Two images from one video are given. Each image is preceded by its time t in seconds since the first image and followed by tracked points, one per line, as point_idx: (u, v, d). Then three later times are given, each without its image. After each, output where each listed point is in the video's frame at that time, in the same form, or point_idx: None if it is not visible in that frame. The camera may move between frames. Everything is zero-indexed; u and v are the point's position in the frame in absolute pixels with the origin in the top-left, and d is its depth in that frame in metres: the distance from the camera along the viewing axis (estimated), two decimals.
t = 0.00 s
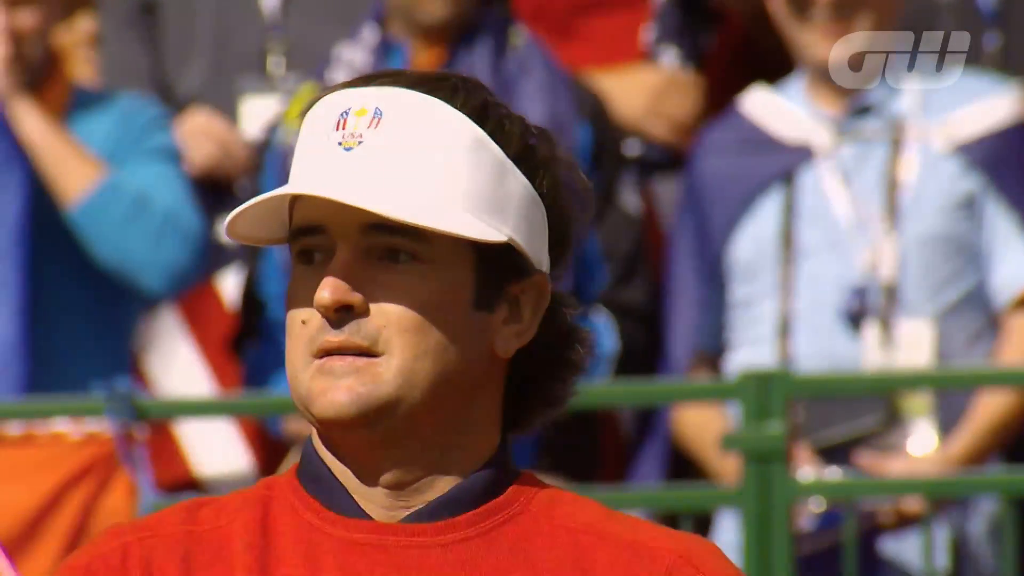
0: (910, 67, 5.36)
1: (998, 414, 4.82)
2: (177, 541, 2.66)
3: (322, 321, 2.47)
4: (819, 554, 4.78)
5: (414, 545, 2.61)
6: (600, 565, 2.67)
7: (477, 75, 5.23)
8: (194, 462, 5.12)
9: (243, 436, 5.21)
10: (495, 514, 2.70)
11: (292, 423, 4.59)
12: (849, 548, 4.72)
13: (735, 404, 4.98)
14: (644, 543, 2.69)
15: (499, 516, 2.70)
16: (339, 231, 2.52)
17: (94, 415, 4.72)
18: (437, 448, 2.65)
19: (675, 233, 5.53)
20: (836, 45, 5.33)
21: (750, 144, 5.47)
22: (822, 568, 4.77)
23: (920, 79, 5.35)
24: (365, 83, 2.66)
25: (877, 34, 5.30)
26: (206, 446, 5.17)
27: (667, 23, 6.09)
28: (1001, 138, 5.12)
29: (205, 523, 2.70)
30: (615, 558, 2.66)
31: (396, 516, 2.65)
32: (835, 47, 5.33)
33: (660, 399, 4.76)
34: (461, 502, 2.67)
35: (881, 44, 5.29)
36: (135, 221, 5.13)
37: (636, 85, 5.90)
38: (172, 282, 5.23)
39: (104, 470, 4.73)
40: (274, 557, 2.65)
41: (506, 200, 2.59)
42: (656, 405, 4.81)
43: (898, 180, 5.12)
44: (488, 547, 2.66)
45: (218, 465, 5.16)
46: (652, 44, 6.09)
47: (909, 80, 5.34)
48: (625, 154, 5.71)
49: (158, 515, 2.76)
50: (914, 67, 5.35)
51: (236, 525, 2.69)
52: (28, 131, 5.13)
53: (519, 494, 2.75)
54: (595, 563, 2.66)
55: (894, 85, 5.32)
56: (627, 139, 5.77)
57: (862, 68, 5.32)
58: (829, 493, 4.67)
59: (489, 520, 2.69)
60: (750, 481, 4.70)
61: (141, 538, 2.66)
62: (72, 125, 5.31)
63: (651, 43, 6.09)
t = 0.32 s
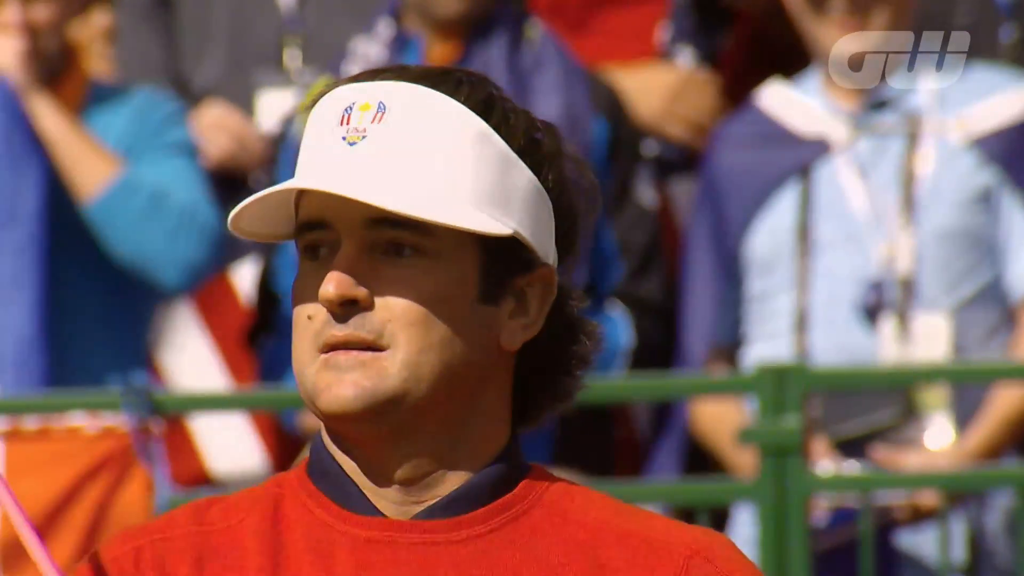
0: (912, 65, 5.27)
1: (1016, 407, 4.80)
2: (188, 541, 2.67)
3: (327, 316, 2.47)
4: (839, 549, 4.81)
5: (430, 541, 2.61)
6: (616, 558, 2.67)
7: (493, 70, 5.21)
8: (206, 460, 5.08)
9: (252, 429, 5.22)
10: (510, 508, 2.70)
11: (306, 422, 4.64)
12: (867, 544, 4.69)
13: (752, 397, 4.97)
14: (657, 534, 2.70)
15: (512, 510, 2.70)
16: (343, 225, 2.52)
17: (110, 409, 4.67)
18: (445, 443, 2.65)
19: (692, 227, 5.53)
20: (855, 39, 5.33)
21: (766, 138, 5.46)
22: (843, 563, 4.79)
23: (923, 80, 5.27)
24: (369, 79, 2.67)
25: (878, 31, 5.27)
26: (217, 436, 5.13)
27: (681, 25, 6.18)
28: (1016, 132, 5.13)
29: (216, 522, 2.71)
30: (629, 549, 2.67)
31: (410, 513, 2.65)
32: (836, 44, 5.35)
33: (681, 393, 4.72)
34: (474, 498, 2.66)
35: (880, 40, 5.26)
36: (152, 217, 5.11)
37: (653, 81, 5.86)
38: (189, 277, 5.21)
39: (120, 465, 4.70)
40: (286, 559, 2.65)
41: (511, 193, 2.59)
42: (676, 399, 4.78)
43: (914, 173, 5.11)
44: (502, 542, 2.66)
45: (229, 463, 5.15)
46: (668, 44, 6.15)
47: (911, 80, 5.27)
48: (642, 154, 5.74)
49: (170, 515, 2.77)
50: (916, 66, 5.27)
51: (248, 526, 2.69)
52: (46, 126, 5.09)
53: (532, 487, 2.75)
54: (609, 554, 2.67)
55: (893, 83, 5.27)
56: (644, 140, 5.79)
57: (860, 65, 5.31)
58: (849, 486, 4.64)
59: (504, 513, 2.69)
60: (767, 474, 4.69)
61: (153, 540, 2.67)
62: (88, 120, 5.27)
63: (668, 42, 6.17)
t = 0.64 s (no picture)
0: (914, 64, 5.25)
1: None
2: (202, 539, 2.66)
3: (337, 307, 2.48)
4: (856, 543, 4.78)
5: (447, 534, 2.61)
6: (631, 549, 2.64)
7: (510, 61, 5.19)
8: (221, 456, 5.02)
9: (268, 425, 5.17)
10: (525, 500, 2.69)
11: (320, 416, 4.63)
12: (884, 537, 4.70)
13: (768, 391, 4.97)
14: (676, 525, 2.67)
15: (525, 500, 2.69)
16: (352, 217, 2.53)
17: (126, 402, 4.71)
18: (458, 435, 2.65)
19: (710, 220, 5.51)
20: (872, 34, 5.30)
21: (783, 132, 5.46)
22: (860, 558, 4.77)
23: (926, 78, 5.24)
24: (377, 70, 2.68)
25: (878, 32, 5.28)
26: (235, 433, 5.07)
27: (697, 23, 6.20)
28: None
29: (230, 518, 2.69)
30: (648, 539, 2.65)
31: (424, 506, 2.65)
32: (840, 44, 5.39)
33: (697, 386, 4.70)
34: (487, 490, 2.65)
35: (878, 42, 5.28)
36: (169, 212, 5.03)
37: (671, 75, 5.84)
38: (207, 273, 5.13)
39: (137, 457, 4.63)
40: (303, 553, 2.63)
41: (520, 183, 2.59)
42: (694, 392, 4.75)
43: (932, 166, 5.12)
44: (516, 533, 2.64)
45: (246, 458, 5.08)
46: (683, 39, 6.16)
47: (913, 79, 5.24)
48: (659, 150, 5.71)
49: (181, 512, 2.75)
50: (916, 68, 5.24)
51: (261, 518, 2.68)
52: (62, 118, 5.04)
53: (546, 479, 2.74)
54: (627, 543, 2.64)
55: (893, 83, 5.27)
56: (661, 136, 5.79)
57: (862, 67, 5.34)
58: (866, 479, 4.66)
59: (520, 505, 2.68)
60: (785, 470, 4.67)
61: (168, 538, 2.66)
62: (106, 113, 5.19)
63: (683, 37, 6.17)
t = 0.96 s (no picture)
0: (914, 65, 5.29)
1: None
2: (219, 536, 2.64)
3: (351, 300, 2.48)
4: (878, 539, 4.78)
5: (466, 526, 2.60)
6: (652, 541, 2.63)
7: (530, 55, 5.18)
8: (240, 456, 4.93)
9: (286, 423, 5.05)
10: (542, 492, 2.68)
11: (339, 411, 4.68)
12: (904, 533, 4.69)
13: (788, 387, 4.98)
14: (695, 516, 2.66)
15: (543, 492, 2.68)
16: (366, 210, 2.54)
17: (147, 400, 4.67)
18: (477, 427, 2.65)
19: (730, 215, 5.50)
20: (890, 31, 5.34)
21: (804, 128, 5.46)
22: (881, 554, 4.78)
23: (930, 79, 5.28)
24: (390, 63, 2.69)
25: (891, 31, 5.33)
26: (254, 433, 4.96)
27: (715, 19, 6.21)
28: None
29: (246, 513, 2.68)
30: (668, 530, 2.64)
31: (444, 499, 2.64)
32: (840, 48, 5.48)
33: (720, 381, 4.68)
34: (506, 482, 2.65)
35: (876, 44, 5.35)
36: (189, 206, 5.02)
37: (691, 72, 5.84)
38: (229, 268, 5.09)
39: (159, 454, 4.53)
40: (323, 543, 2.63)
41: (534, 174, 2.60)
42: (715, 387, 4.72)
43: (952, 163, 5.13)
44: (537, 526, 2.64)
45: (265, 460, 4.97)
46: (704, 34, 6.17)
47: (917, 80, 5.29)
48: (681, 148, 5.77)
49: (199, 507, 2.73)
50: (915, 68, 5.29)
51: (279, 510, 2.67)
52: (83, 115, 5.04)
53: (562, 471, 2.73)
54: (647, 535, 2.64)
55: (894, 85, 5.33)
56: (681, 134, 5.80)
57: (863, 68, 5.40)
58: (887, 476, 4.62)
59: (537, 497, 2.67)
60: (805, 463, 4.66)
61: (185, 535, 2.64)
62: (126, 111, 5.20)
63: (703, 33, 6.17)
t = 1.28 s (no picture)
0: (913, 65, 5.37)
1: None
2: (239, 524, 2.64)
3: (370, 293, 2.49)
4: (900, 536, 4.74)
5: (490, 518, 2.59)
6: (675, 532, 2.62)
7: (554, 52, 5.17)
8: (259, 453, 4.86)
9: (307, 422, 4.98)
10: (565, 483, 2.67)
11: (360, 404, 4.61)
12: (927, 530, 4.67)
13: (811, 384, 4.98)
14: (718, 505, 2.66)
15: (566, 485, 2.67)
16: (385, 202, 2.54)
17: (171, 397, 4.61)
18: (497, 419, 2.65)
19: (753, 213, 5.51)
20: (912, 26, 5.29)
21: (828, 124, 5.50)
22: (903, 551, 4.75)
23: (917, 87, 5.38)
24: (408, 56, 2.70)
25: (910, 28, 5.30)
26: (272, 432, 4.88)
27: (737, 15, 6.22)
28: None
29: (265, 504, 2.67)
30: (692, 518, 2.64)
31: (465, 493, 2.64)
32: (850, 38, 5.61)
33: (740, 378, 4.67)
34: (528, 475, 2.65)
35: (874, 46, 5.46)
36: (214, 203, 5.03)
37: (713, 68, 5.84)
38: (252, 265, 5.11)
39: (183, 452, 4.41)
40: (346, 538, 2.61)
41: (552, 167, 2.61)
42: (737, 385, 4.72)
43: (976, 159, 5.17)
44: (560, 518, 2.63)
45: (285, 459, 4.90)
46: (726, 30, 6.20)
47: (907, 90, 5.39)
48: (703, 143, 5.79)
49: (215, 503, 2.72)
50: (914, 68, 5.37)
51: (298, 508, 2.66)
52: (109, 112, 5.04)
53: (583, 462, 2.72)
54: (671, 523, 2.63)
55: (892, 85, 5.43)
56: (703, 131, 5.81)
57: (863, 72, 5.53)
58: (912, 474, 4.63)
59: (559, 489, 2.66)
60: (828, 460, 4.65)
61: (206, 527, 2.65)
62: (149, 107, 5.20)
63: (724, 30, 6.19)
